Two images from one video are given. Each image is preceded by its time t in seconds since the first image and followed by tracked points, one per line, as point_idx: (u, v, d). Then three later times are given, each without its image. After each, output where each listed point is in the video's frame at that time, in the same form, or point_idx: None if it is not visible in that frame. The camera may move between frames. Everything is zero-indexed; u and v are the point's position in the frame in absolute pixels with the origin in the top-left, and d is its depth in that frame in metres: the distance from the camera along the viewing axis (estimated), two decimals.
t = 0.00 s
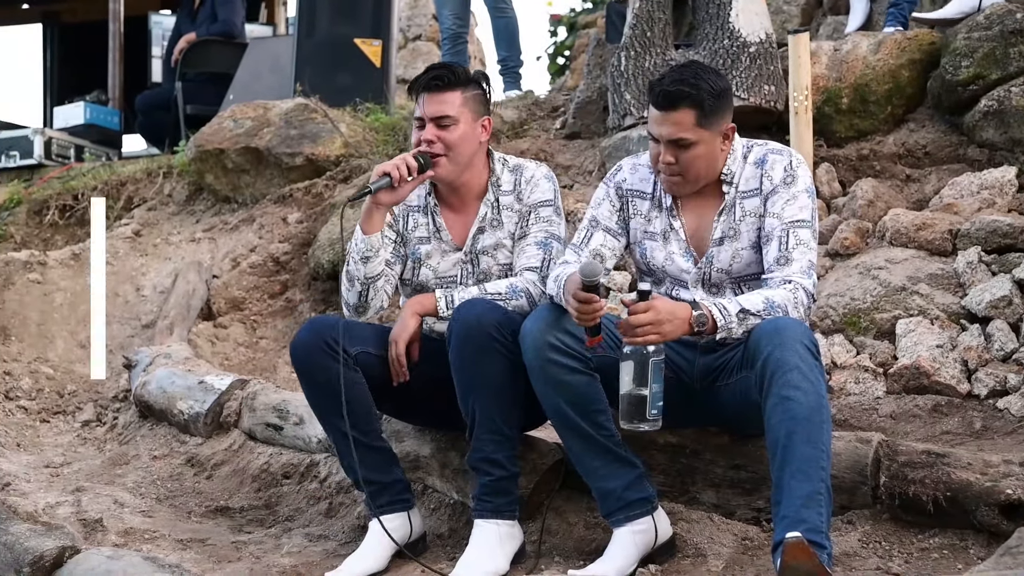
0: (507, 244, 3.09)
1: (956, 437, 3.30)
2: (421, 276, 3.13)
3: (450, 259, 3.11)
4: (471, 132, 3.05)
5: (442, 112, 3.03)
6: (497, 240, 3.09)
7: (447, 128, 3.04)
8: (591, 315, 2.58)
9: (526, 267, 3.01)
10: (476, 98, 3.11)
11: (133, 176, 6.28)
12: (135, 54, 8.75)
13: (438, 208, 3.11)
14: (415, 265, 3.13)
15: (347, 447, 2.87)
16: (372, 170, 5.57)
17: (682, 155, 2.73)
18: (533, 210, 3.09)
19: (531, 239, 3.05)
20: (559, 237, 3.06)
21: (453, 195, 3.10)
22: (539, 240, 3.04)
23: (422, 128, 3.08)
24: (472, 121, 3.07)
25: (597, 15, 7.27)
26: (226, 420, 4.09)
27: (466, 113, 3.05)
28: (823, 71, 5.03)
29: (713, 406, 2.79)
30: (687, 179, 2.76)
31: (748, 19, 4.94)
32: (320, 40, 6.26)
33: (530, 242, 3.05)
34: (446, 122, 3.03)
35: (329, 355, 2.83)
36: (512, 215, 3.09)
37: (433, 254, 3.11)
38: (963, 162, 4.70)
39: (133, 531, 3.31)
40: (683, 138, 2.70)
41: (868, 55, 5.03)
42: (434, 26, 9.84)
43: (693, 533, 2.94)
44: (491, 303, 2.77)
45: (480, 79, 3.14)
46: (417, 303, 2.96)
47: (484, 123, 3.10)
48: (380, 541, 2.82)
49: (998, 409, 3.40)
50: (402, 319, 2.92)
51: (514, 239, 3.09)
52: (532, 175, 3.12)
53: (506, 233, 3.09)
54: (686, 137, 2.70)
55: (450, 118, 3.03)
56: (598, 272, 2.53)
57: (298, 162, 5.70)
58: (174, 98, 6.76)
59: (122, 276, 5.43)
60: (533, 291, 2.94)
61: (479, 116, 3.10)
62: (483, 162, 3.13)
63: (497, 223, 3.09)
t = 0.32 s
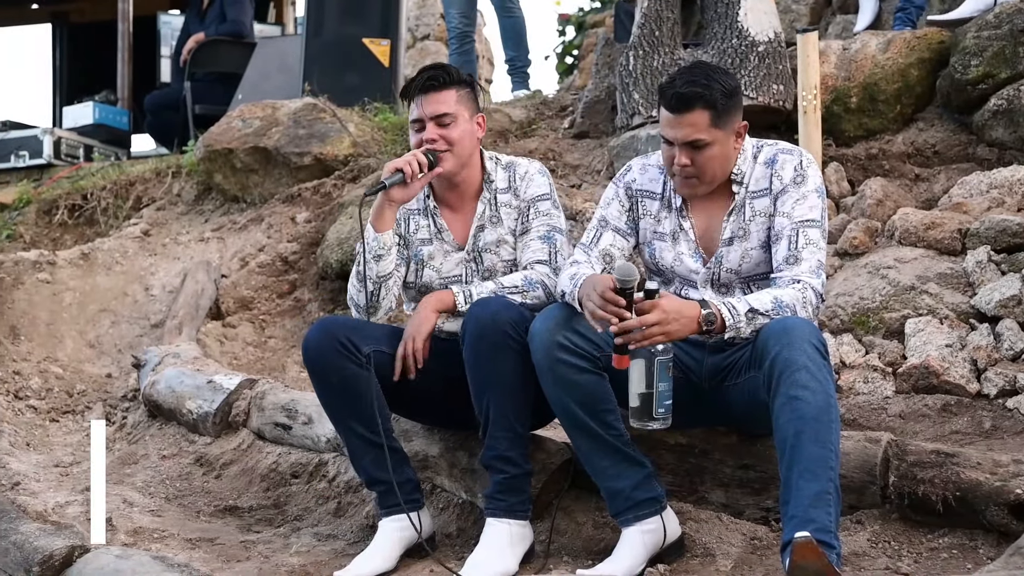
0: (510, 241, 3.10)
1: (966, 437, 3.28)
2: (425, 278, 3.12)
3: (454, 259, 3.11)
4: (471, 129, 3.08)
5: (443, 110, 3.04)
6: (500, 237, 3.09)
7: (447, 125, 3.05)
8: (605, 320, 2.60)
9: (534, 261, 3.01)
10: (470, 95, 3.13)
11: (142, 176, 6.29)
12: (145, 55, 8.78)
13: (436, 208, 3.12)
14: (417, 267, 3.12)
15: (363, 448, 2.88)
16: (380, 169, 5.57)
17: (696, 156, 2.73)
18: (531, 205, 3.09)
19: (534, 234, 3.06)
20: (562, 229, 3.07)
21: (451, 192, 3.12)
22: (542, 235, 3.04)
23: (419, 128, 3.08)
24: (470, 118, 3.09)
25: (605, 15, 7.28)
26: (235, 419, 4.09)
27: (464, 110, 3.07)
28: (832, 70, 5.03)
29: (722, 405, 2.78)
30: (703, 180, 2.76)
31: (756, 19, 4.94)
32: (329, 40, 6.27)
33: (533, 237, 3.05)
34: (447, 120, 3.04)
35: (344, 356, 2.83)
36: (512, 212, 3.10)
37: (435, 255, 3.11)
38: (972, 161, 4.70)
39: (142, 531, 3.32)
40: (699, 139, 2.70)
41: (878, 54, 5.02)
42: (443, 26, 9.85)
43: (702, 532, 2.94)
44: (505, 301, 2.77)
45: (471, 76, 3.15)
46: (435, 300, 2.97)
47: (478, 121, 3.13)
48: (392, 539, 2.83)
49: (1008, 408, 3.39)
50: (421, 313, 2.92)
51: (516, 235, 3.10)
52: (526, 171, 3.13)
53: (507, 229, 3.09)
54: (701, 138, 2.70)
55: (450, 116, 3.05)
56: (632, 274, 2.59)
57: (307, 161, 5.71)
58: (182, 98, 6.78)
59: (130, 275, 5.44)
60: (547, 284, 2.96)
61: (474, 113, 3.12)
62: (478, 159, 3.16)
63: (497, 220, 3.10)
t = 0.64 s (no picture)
0: (512, 227, 3.12)
1: (973, 437, 3.28)
2: (422, 276, 3.08)
3: (448, 253, 3.10)
4: (454, 130, 3.14)
5: (431, 110, 3.08)
6: (501, 225, 3.11)
7: (435, 126, 3.10)
8: (613, 315, 2.57)
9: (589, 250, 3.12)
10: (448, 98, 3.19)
11: (148, 176, 6.30)
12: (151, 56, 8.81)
13: (420, 206, 3.13)
14: (412, 266, 3.09)
15: (370, 449, 2.88)
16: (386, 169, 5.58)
17: (704, 151, 2.73)
18: (552, 194, 3.17)
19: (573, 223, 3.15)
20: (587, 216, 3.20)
21: (436, 194, 3.15)
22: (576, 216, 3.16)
23: (404, 127, 3.11)
24: (452, 120, 3.15)
25: (611, 15, 7.28)
26: (242, 419, 4.10)
27: (447, 112, 3.13)
28: (838, 70, 5.02)
29: (728, 404, 2.78)
30: (709, 176, 2.77)
31: (763, 18, 4.93)
32: (335, 40, 6.28)
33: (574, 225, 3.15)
34: (435, 120, 3.09)
35: (352, 358, 2.83)
36: (514, 203, 3.15)
37: (430, 252, 3.10)
38: (979, 160, 4.70)
39: (148, 531, 3.32)
40: (706, 134, 2.71)
41: (884, 54, 5.02)
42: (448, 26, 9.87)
43: (708, 532, 2.94)
44: (510, 300, 2.78)
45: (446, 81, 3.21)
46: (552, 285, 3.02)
47: (457, 123, 3.19)
48: (399, 539, 2.83)
49: (1015, 408, 3.39)
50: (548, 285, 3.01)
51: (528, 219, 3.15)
52: (513, 162, 3.19)
53: (509, 219, 3.12)
54: (708, 133, 2.71)
55: (437, 116, 3.09)
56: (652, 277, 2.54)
57: (313, 161, 5.72)
58: (188, 98, 6.81)
59: (136, 276, 5.44)
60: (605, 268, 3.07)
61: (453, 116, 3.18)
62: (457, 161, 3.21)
63: (497, 211, 3.13)
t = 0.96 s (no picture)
0: (507, 226, 3.14)
1: (974, 437, 3.28)
2: (417, 273, 3.07)
3: (443, 252, 3.11)
4: (449, 134, 3.17)
5: (430, 114, 3.10)
6: (496, 225, 3.13)
7: (432, 130, 3.12)
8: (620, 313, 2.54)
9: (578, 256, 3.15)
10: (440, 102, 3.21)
11: (149, 176, 6.30)
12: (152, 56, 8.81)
13: (412, 205, 3.14)
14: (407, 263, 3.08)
15: (370, 450, 2.87)
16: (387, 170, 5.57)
17: (692, 142, 2.75)
18: (541, 201, 3.21)
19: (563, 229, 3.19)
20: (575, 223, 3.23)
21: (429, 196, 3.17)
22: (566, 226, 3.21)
23: (401, 129, 3.11)
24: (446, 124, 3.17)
25: (611, 15, 7.29)
26: (242, 419, 4.10)
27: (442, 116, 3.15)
28: (839, 70, 5.02)
29: (727, 404, 2.78)
30: (695, 170, 2.78)
31: (763, 18, 4.94)
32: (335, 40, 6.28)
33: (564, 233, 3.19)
34: (433, 124, 3.11)
35: (353, 358, 2.83)
36: (509, 205, 3.17)
37: (425, 250, 3.10)
38: (979, 161, 4.70)
39: (148, 531, 3.31)
40: (695, 125, 2.72)
41: (884, 54, 5.02)
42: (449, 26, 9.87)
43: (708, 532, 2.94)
44: (508, 299, 2.79)
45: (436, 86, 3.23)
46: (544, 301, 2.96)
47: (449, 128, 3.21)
48: (400, 539, 2.83)
49: (1015, 408, 3.39)
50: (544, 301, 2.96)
51: (522, 219, 3.17)
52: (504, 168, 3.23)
53: (504, 219, 3.14)
54: (699, 126, 2.73)
55: (435, 120, 3.11)
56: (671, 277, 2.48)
57: (313, 161, 5.72)
58: (188, 99, 6.82)
59: (136, 276, 5.44)
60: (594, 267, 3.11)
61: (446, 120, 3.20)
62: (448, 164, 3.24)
63: (492, 212, 3.15)
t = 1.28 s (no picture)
0: (499, 227, 3.14)
1: (973, 437, 3.27)
2: (411, 276, 3.07)
3: (437, 254, 3.11)
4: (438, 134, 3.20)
5: (417, 113, 3.14)
6: (488, 226, 3.13)
7: (421, 128, 3.15)
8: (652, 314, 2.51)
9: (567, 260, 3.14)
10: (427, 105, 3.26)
11: (149, 176, 6.31)
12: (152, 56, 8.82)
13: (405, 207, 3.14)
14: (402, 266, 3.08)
15: (369, 451, 2.87)
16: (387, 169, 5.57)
17: (685, 129, 2.81)
18: (533, 202, 3.20)
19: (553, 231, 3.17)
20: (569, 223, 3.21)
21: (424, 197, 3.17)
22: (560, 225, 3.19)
23: (390, 129, 3.15)
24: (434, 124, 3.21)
25: (611, 15, 7.29)
26: (241, 419, 4.10)
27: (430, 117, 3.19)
28: (839, 70, 5.03)
29: (726, 403, 2.78)
30: (687, 158, 2.82)
31: (763, 18, 4.94)
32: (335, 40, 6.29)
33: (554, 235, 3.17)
34: (420, 122, 3.14)
35: (349, 358, 2.83)
36: (501, 206, 3.17)
37: (419, 253, 3.10)
38: (980, 161, 4.69)
39: (148, 531, 3.31)
40: (687, 112, 2.80)
41: (884, 54, 5.02)
42: (449, 26, 9.88)
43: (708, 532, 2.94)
44: (499, 295, 2.80)
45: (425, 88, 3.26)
46: (536, 292, 2.98)
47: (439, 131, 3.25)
48: (399, 540, 2.83)
49: (1015, 408, 3.39)
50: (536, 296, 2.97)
51: (514, 220, 3.17)
52: (497, 168, 3.22)
53: (495, 220, 3.14)
54: (690, 113, 2.80)
55: (422, 118, 3.15)
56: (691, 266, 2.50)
57: (313, 161, 5.72)
58: (188, 99, 6.83)
59: (136, 276, 5.44)
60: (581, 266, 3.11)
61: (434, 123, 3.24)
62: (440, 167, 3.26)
63: (484, 214, 3.15)
